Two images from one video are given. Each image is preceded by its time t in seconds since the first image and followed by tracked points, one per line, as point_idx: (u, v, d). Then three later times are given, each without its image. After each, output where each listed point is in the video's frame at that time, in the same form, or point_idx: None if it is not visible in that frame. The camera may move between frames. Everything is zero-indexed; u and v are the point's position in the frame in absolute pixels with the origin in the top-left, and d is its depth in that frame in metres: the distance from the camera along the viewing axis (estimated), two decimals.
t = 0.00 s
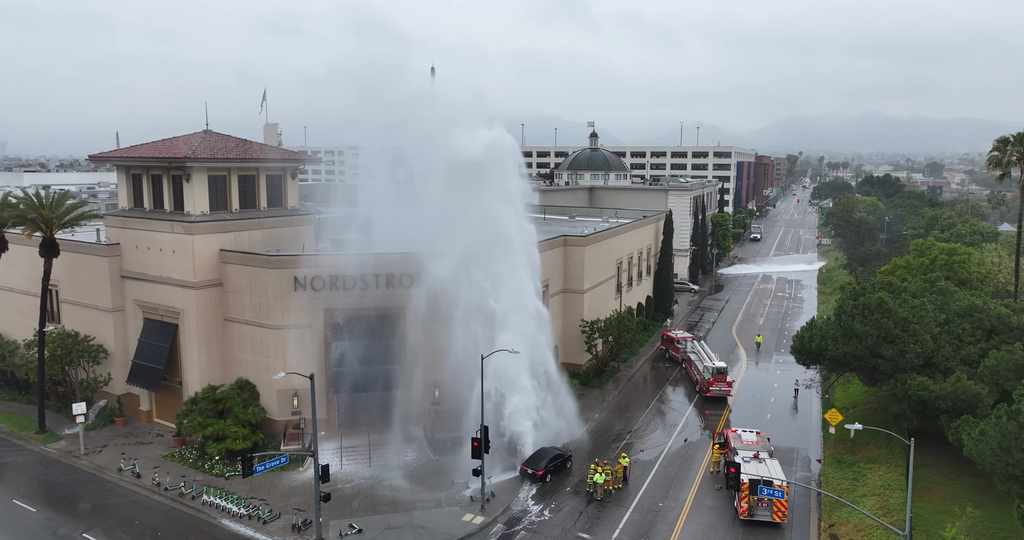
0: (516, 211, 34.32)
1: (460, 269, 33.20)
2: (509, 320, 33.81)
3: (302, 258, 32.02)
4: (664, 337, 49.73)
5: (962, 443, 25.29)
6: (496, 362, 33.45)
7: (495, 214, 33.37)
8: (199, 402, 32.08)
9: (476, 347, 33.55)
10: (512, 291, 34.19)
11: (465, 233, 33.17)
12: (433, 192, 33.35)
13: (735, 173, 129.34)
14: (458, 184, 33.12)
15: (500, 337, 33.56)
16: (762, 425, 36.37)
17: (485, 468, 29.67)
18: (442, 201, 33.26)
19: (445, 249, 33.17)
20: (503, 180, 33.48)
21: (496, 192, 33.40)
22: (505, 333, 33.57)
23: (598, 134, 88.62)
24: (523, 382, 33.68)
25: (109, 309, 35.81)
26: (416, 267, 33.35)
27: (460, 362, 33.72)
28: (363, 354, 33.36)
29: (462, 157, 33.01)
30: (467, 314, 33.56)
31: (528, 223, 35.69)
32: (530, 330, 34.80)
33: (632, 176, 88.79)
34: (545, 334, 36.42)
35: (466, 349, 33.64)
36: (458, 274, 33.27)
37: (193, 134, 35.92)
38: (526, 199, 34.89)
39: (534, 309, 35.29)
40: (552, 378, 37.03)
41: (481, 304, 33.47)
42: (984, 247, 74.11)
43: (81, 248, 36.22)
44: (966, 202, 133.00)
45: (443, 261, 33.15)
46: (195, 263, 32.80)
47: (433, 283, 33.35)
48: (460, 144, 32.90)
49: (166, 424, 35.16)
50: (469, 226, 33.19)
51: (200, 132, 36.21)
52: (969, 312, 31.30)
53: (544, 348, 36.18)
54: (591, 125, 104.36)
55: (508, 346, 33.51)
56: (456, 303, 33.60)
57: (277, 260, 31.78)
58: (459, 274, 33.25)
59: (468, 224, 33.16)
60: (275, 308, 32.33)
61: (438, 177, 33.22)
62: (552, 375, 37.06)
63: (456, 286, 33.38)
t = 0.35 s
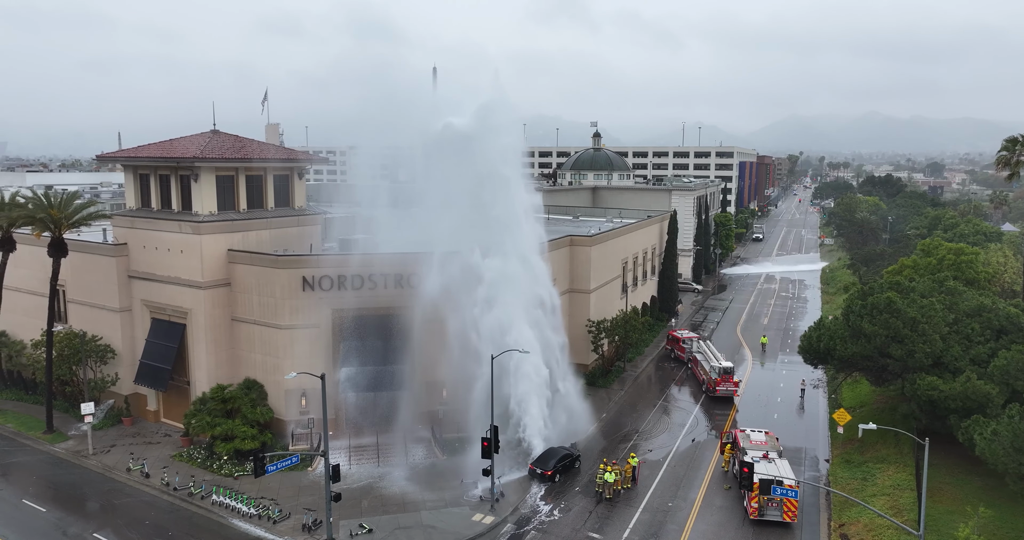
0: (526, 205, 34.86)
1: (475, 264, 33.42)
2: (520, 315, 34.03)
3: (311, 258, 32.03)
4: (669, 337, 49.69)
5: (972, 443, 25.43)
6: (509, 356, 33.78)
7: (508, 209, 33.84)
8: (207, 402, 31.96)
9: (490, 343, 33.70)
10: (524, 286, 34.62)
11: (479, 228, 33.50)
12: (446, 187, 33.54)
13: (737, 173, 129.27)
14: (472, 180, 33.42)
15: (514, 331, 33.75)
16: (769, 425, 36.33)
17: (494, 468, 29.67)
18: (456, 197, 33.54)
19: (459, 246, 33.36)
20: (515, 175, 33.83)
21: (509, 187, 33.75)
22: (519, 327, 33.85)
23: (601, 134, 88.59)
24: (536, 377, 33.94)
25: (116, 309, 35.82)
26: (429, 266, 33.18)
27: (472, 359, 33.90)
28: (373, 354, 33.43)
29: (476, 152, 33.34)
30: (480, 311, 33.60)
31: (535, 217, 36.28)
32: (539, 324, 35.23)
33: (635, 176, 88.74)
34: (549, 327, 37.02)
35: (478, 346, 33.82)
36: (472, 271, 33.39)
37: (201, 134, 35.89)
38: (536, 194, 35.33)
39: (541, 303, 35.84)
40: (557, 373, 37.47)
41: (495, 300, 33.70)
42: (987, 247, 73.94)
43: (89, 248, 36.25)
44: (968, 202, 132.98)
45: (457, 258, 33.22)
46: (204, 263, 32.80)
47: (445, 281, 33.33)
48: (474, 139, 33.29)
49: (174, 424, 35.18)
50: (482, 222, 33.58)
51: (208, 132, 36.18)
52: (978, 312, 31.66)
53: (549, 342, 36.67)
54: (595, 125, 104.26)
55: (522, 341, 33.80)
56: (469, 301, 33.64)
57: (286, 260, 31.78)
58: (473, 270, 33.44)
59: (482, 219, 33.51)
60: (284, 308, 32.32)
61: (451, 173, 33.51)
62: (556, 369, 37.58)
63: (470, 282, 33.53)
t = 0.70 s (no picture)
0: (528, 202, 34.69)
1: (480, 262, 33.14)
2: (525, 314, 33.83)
3: (313, 258, 32.02)
4: (671, 337, 49.66)
5: (975, 443, 25.42)
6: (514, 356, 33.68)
7: (508, 206, 33.69)
8: (209, 402, 31.88)
9: (493, 344, 33.63)
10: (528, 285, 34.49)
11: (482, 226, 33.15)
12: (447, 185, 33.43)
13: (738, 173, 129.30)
14: (473, 177, 33.31)
15: (519, 330, 33.58)
16: (771, 425, 36.33)
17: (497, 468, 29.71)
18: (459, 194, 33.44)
19: (461, 245, 33.27)
20: (512, 171, 33.76)
21: (507, 182, 33.65)
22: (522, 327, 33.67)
23: (601, 134, 88.59)
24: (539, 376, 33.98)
25: (119, 309, 35.81)
26: (433, 265, 33.20)
27: (476, 359, 33.79)
28: (377, 354, 33.48)
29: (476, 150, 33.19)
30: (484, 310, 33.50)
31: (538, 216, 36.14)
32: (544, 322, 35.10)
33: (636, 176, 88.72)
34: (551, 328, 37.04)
35: (482, 346, 33.74)
36: (475, 269, 33.23)
37: (204, 133, 35.86)
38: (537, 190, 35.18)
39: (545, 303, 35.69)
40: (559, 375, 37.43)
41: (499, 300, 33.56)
42: (988, 247, 73.97)
43: (91, 248, 36.26)
44: (968, 202, 133.08)
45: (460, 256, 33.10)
46: (206, 262, 32.79)
47: (450, 281, 33.30)
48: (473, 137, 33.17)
49: (176, 425, 35.17)
50: (486, 219, 33.22)
51: (210, 132, 36.13)
52: (981, 312, 31.76)
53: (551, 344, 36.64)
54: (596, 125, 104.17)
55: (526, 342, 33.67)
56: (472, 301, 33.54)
57: (288, 260, 31.75)
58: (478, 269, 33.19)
59: (484, 216, 33.20)
60: (286, 308, 32.31)
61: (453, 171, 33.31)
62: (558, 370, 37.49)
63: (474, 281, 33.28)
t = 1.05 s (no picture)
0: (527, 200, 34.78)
1: (481, 261, 33.35)
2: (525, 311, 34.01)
3: (313, 258, 32.03)
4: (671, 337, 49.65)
5: (976, 443, 25.42)
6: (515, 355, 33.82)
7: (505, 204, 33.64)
8: (209, 402, 31.88)
9: (494, 343, 33.80)
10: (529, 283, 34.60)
11: (483, 226, 33.28)
12: (447, 185, 33.50)
13: (738, 173, 129.36)
14: (472, 176, 33.35)
15: (520, 329, 33.79)
16: (771, 424, 36.34)
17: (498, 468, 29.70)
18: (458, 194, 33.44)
19: (460, 245, 33.33)
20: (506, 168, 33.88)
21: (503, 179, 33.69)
22: (524, 325, 33.88)
23: (601, 134, 88.57)
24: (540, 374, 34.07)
25: (119, 309, 35.81)
26: (436, 265, 33.28)
27: (477, 358, 33.96)
28: (377, 355, 33.47)
29: (474, 149, 33.29)
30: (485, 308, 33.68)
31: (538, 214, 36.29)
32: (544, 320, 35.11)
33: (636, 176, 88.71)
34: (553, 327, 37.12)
35: (482, 344, 33.91)
36: (476, 270, 33.38)
37: (204, 133, 35.84)
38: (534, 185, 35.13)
39: (546, 301, 35.84)
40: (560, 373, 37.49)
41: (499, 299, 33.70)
42: (988, 247, 73.99)
43: (91, 248, 36.26)
44: (967, 202, 133.25)
45: (461, 255, 33.26)
46: (207, 262, 32.79)
47: (451, 280, 33.39)
48: (470, 136, 33.29)
49: (176, 425, 35.17)
50: (487, 218, 33.30)
51: (210, 132, 36.09)
52: (981, 312, 31.79)
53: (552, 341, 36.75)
54: (596, 125, 104.08)
55: (527, 340, 33.87)
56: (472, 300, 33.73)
57: (288, 260, 31.73)
58: (479, 268, 33.38)
59: (484, 215, 33.28)
60: (286, 308, 32.31)
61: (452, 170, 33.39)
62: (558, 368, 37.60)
63: (476, 280, 33.50)
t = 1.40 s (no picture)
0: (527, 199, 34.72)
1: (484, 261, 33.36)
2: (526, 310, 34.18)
3: (313, 258, 32.02)
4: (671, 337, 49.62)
5: (975, 443, 25.41)
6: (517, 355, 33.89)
7: (501, 204, 33.58)
8: (209, 402, 31.87)
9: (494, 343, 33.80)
10: (528, 282, 34.67)
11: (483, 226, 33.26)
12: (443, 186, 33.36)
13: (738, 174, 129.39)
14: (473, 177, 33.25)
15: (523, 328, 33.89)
16: (771, 424, 36.32)
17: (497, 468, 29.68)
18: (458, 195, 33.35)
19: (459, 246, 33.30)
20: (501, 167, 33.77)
21: (499, 179, 33.58)
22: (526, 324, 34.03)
23: (601, 134, 88.59)
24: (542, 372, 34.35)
25: (119, 309, 35.80)
26: (440, 266, 33.17)
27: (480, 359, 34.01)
28: (377, 356, 33.40)
29: (474, 149, 33.23)
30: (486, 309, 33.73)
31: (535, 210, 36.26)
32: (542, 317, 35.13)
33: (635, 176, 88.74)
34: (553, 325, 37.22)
35: (481, 344, 33.93)
36: (475, 270, 33.41)
37: (203, 133, 35.84)
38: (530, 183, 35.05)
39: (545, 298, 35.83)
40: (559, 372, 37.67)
41: (501, 297, 33.87)
42: (988, 247, 73.98)
43: (91, 248, 36.26)
44: (968, 202, 133.29)
45: (463, 256, 33.25)
46: (207, 262, 32.78)
47: (453, 281, 33.43)
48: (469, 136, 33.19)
49: (176, 424, 35.16)
50: (484, 218, 33.22)
51: (209, 132, 36.09)
52: (981, 312, 31.82)
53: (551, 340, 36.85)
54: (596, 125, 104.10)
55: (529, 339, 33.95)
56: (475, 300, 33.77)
57: (288, 260, 31.70)
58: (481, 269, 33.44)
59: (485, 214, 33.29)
60: (286, 308, 32.29)
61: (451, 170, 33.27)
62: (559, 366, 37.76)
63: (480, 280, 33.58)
